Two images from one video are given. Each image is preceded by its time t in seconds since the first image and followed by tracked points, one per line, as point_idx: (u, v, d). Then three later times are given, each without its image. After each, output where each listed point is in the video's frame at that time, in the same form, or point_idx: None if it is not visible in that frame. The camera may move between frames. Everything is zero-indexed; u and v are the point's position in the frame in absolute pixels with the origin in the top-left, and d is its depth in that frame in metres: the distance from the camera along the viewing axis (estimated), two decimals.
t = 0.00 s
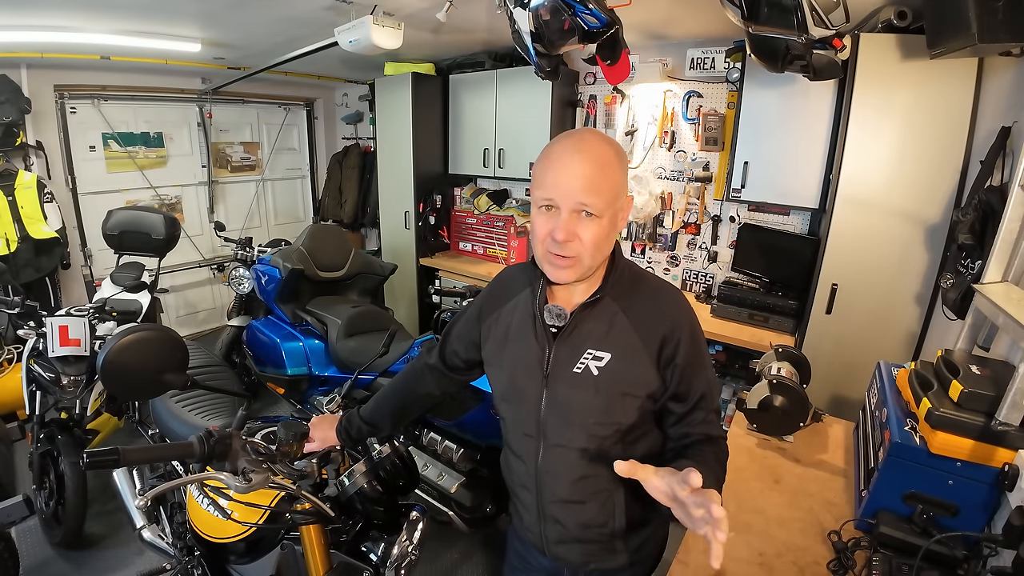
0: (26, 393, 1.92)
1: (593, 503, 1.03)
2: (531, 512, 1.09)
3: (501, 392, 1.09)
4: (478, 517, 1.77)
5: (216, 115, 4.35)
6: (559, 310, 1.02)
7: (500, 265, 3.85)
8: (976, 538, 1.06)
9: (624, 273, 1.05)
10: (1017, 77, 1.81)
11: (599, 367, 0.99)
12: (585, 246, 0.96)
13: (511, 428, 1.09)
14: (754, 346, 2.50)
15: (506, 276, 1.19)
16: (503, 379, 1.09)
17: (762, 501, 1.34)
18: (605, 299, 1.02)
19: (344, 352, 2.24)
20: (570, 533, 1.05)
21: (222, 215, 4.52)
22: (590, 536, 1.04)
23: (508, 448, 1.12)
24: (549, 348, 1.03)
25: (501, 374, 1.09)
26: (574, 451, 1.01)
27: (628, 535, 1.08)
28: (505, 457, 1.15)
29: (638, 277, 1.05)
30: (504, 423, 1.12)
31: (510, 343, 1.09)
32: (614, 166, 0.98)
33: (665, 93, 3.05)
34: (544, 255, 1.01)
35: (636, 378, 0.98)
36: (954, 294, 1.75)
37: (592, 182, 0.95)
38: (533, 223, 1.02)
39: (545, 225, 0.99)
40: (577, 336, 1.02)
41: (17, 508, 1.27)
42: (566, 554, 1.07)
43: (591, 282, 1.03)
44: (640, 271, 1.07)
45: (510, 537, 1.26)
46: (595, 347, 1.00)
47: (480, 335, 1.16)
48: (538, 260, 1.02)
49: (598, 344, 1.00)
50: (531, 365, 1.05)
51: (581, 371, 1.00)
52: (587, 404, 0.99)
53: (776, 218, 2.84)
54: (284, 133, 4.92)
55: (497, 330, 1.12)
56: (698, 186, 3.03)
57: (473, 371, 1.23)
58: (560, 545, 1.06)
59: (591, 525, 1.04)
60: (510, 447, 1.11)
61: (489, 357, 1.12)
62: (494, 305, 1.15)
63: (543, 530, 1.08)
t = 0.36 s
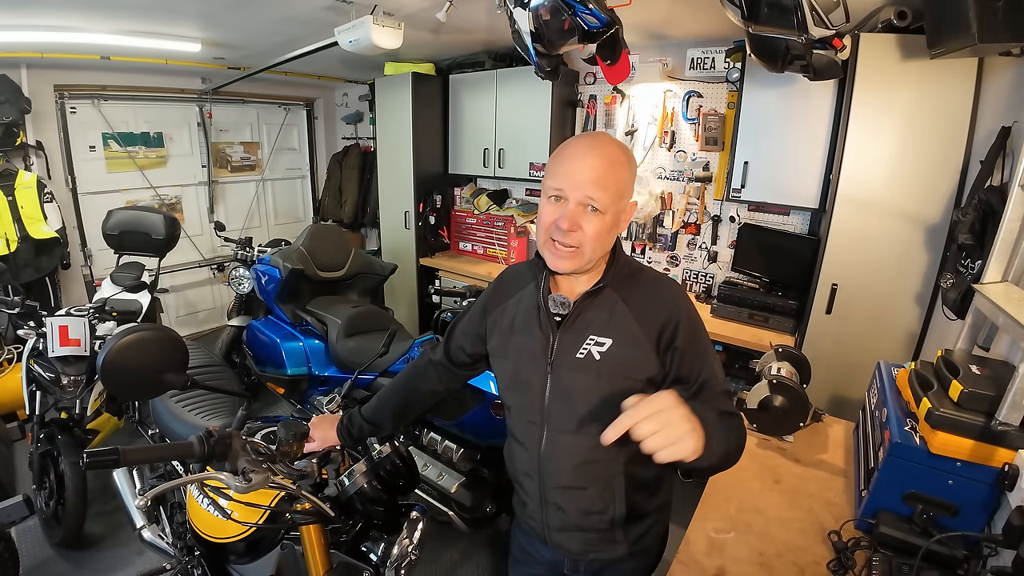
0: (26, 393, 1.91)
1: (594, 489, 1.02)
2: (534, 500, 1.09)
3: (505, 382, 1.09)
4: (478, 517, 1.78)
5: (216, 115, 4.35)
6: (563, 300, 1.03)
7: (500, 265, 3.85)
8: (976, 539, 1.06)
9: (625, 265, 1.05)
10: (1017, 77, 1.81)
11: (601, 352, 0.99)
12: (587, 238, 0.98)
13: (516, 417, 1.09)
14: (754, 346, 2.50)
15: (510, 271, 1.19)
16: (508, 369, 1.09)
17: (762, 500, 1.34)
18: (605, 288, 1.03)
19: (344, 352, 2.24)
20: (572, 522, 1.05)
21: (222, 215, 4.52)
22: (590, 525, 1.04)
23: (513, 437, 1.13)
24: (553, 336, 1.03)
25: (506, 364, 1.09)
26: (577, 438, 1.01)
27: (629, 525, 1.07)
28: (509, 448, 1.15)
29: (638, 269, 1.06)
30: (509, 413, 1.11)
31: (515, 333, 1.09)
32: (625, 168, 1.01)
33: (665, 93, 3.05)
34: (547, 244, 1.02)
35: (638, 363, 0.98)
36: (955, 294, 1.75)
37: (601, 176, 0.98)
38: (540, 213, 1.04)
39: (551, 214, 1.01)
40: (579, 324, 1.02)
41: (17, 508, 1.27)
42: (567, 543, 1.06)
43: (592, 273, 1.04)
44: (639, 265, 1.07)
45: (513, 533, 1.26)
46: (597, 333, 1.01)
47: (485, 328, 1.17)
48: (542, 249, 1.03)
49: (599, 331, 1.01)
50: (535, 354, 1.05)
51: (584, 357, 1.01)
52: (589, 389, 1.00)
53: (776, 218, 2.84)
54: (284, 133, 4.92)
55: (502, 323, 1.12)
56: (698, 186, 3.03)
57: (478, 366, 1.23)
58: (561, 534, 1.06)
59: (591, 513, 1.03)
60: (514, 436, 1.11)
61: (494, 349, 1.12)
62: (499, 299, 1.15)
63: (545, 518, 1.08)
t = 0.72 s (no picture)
0: (26, 393, 1.92)
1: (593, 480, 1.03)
2: (533, 492, 1.09)
3: (507, 378, 1.09)
4: (478, 518, 1.77)
5: (216, 115, 4.35)
6: (564, 297, 1.02)
7: (500, 265, 3.85)
8: (976, 539, 1.06)
9: (626, 264, 1.06)
10: (1017, 77, 1.81)
11: (599, 350, 1.00)
12: (608, 215, 0.99)
13: (516, 412, 1.09)
14: (754, 346, 2.50)
15: (512, 268, 1.20)
16: (509, 365, 1.09)
17: (762, 500, 1.34)
18: (605, 287, 1.03)
19: (344, 352, 2.24)
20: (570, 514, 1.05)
21: (222, 215, 4.52)
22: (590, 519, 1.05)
23: (515, 432, 1.13)
24: (552, 333, 1.04)
25: (507, 361, 1.09)
26: (576, 434, 1.01)
27: (628, 521, 1.07)
28: (512, 442, 1.15)
29: (638, 267, 1.06)
30: (510, 409, 1.12)
31: (516, 330, 1.09)
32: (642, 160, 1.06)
33: (665, 93, 3.05)
34: (565, 220, 1.02)
35: (637, 360, 0.98)
36: (955, 295, 1.75)
37: (623, 162, 1.01)
38: (558, 194, 1.05)
39: (572, 192, 1.02)
40: (579, 321, 1.03)
41: (17, 508, 1.27)
42: (566, 536, 1.07)
43: (596, 259, 1.04)
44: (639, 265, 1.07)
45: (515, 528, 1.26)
46: (596, 331, 1.01)
47: (485, 325, 1.17)
48: (558, 227, 1.03)
49: (598, 329, 1.01)
50: (536, 351, 1.05)
51: (583, 355, 1.01)
52: (589, 385, 0.99)
53: (776, 218, 2.84)
54: (284, 133, 4.92)
55: (503, 319, 1.12)
56: (699, 186, 3.03)
57: (479, 363, 1.23)
58: (561, 526, 1.07)
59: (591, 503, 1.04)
60: (516, 432, 1.11)
61: (495, 346, 1.12)
62: (501, 296, 1.15)
63: (545, 509, 1.08)
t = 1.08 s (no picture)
0: (26, 393, 1.92)
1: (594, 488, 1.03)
2: (534, 497, 1.09)
3: (507, 381, 1.10)
4: (478, 517, 1.75)
5: (216, 115, 4.35)
6: (562, 297, 1.03)
7: (500, 265, 3.85)
8: (976, 538, 1.06)
9: (627, 265, 1.06)
10: (1017, 77, 1.80)
11: (600, 352, 1.00)
12: (610, 218, 0.99)
13: (517, 415, 1.09)
14: (754, 346, 2.50)
15: (512, 269, 1.20)
16: (509, 368, 1.09)
17: (762, 500, 1.34)
18: (604, 288, 1.03)
19: (344, 352, 2.24)
20: (573, 521, 1.05)
21: (222, 215, 4.52)
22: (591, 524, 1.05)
23: (515, 436, 1.13)
24: (552, 335, 1.04)
25: (507, 363, 1.09)
26: (577, 438, 1.01)
27: (629, 526, 1.07)
28: (512, 445, 1.15)
29: (638, 268, 1.05)
30: (510, 411, 1.12)
31: (515, 332, 1.09)
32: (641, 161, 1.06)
33: (665, 92, 3.05)
34: (566, 225, 1.02)
35: (637, 362, 0.98)
36: (954, 295, 1.75)
37: (623, 164, 1.01)
38: (558, 197, 1.05)
39: (572, 197, 1.02)
40: (578, 322, 1.03)
41: (17, 508, 1.27)
42: (567, 540, 1.07)
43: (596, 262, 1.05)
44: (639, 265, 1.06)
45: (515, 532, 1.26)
46: (596, 333, 1.01)
47: (485, 327, 1.17)
48: (559, 231, 1.03)
49: (598, 331, 1.01)
50: (535, 353, 1.05)
51: (583, 357, 1.01)
52: (589, 388, 0.99)
53: (776, 218, 2.84)
54: (284, 133, 4.92)
55: (502, 321, 1.12)
56: (699, 186, 3.03)
57: (479, 365, 1.23)
58: (563, 532, 1.07)
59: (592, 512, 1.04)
60: (516, 435, 1.11)
61: (495, 348, 1.12)
62: (500, 298, 1.15)
63: (547, 515, 1.08)
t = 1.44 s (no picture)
0: (26, 393, 1.91)
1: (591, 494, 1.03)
2: (531, 500, 1.09)
3: (506, 381, 1.09)
4: (478, 517, 1.77)
5: (216, 115, 4.34)
6: (564, 296, 1.03)
7: (500, 265, 3.85)
8: (976, 538, 1.06)
9: (629, 266, 1.06)
10: (1017, 77, 1.80)
11: (601, 353, 0.99)
12: (619, 220, 1.00)
13: (516, 416, 1.09)
14: (754, 346, 2.50)
15: (512, 269, 1.20)
16: (508, 368, 1.09)
17: (762, 500, 1.35)
18: (607, 288, 1.03)
19: (344, 352, 2.24)
20: (568, 525, 1.05)
21: (222, 215, 4.52)
22: (588, 529, 1.04)
23: (512, 438, 1.13)
24: (553, 335, 1.03)
25: (507, 363, 1.09)
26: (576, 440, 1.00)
27: (626, 532, 1.06)
28: (509, 447, 1.15)
29: (641, 268, 1.06)
30: (509, 412, 1.11)
31: (515, 332, 1.09)
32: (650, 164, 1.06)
33: (665, 92, 3.05)
34: (573, 225, 1.02)
35: (640, 365, 0.98)
36: (954, 295, 1.75)
37: (634, 167, 1.02)
38: (567, 196, 1.04)
39: (582, 197, 1.02)
40: (579, 323, 1.02)
41: (17, 508, 1.27)
42: (563, 545, 1.06)
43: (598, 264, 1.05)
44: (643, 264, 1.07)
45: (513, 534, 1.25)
46: (598, 334, 1.01)
47: (485, 327, 1.17)
48: (566, 231, 1.03)
49: (600, 332, 1.01)
50: (535, 354, 1.05)
51: (584, 358, 1.01)
52: (589, 389, 0.99)
53: (776, 218, 2.84)
54: (284, 133, 4.92)
55: (502, 320, 1.12)
56: (699, 186, 3.03)
57: (479, 366, 1.23)
58: (558, 535, 1.06)
59: (589, 516, 1.04)
60: (513, 437, 1.11)
61: (494, 348, 1.12)
62: (499, 298, 1.16)
63: (543, 519, 1.07)
